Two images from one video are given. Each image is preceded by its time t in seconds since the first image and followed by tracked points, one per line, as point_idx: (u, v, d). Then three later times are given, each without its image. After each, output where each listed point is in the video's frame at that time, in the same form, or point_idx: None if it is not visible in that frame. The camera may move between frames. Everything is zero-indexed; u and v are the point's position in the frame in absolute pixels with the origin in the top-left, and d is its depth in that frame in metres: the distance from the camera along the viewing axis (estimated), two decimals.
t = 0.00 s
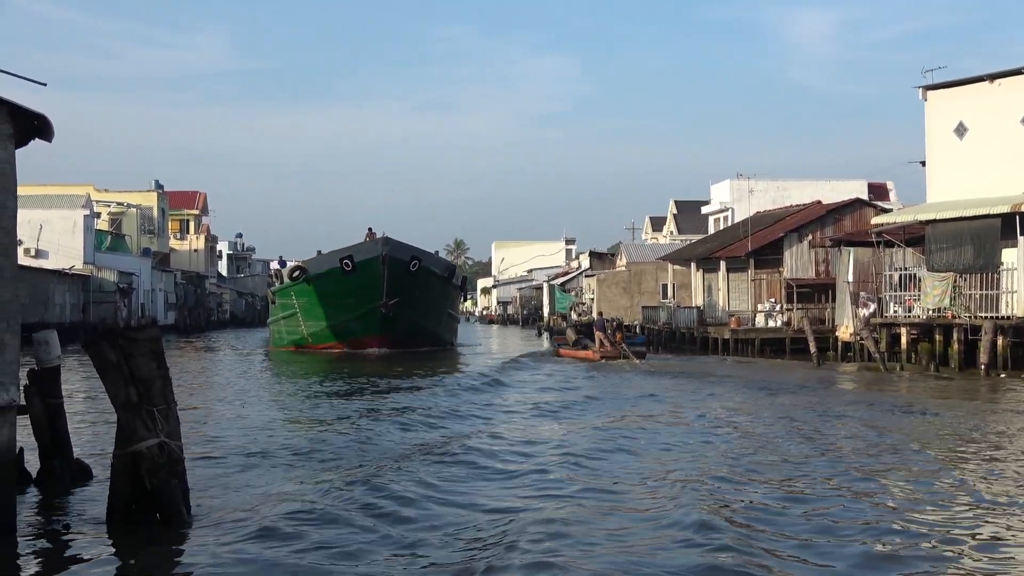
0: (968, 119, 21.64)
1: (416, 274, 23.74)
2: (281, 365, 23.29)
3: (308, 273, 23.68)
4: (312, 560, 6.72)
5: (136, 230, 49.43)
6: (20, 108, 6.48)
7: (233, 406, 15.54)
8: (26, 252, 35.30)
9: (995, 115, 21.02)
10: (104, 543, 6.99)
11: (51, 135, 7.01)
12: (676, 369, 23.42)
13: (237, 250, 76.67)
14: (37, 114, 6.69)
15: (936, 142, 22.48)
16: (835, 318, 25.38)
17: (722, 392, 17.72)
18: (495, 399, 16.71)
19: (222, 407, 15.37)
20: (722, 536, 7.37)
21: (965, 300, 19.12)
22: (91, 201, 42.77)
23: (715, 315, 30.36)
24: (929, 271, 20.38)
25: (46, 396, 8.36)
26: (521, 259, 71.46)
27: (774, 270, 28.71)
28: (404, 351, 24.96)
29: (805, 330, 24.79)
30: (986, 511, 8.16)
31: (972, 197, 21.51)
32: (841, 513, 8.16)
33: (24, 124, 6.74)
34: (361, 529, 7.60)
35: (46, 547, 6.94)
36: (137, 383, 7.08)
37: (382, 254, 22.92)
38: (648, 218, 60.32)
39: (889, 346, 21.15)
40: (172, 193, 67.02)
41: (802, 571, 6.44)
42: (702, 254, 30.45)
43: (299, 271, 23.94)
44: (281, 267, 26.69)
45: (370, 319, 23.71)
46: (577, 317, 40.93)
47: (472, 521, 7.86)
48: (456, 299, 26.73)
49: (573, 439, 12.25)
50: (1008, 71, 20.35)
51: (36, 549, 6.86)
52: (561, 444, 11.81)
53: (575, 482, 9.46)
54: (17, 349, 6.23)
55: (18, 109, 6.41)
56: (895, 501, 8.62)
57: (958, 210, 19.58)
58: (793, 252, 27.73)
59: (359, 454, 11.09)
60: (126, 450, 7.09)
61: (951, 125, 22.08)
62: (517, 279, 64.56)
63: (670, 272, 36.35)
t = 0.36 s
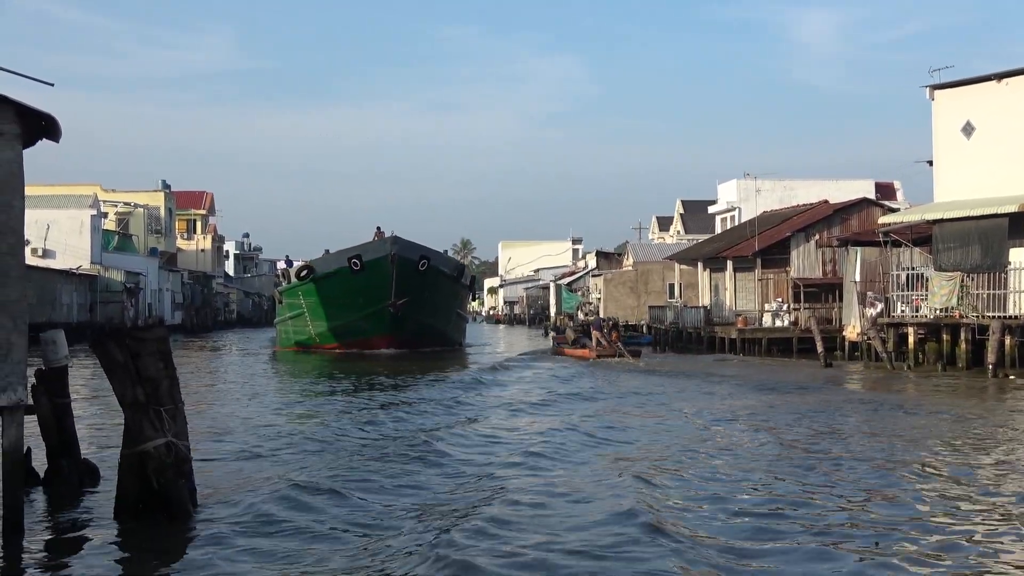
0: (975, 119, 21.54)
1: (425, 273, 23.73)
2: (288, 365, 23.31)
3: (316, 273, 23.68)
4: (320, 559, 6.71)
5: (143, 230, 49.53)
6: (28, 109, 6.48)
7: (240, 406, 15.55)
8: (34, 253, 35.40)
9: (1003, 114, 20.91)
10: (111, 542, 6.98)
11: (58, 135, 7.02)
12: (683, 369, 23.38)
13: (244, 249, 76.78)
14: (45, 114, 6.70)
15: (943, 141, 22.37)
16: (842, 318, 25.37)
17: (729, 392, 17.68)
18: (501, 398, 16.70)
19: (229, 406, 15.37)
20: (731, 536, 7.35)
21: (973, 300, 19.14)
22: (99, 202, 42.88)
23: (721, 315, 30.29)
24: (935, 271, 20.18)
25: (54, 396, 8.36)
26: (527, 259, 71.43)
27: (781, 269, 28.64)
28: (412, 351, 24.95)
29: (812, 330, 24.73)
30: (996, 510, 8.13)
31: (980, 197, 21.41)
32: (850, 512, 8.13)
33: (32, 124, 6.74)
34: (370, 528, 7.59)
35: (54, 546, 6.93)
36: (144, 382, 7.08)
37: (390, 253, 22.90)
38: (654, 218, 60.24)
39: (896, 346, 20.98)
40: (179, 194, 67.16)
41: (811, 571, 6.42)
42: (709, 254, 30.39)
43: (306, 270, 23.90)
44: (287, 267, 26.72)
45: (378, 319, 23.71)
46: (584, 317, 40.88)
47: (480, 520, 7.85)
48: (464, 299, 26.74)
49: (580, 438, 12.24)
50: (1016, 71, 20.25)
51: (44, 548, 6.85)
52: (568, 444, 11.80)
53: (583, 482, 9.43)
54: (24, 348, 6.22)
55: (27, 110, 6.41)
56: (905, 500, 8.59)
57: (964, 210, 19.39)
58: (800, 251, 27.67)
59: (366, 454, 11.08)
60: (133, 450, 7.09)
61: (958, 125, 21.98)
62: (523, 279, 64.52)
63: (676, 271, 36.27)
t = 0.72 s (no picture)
0: (980, 119, 21.49)
1: (432, 273, 23.73)
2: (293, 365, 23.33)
3: (322, 272, 23.70)
4: (326, 558, 6.71)
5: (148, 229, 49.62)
6: (36, 109, 6.48)
7: (245, 405, 15.56)
8: (39, 252, 35.49)
9: (1009, 114, 20.85)
10: (116, 541, 6.98)
11: (64, 134, 7.02)
12: (688, 369, 23.35)
13: (249, 249, 76.88)
14: (51, 114, 6.69)
15: (949, 142, 22.32)
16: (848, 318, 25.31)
17: (734, 392, 17.66)
18: (506, 398, 16.70)
19: (234, 406, 15.38)
20: (737, 536, 7.33)
21: (979, 301, 19.09)
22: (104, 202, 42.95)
23: (726, 315, 30.27)
24: (941, 271, 20.27)
25: (59, 395, 8.37)
26: (532, 259, 71.40)
27: (786, 270, 28.60)
28: (419, 351, 24.94)
29: (817, 331, 24.71)
30: (1003, 511, 8.10)
31: (985, 197, 21.36)
32: (856, 513, 8.10)
33: (38, 124, 6.74)
34: (376, 528, 7.59)
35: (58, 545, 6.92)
36: (150, 382, 7.08)
37: (398, 253, 22.91)
38: (659, 218, 60.23)
39: (901, 346, 20.95)
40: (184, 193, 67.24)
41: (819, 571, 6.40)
42: (714, 254, 30.35)
43: (312, 270, 23.90)
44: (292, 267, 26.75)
45: (386, 319, 23.69)
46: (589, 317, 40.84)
47: (485, 520, 7.84)
48: (471, 300, 26.74)
49: (585, 438, 12.23)
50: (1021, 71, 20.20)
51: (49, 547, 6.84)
52: (573, 444, 11.79)
53: (589, 482, 9.42)
54: (30, 348, 6.21)
55: (33, 110, 6.42)
56: (911, 500, 8.56)
57: (970, 210, 19.45)
58: (805, 252, 27.67)
59: (372, 453, 11.08)
60: (139, 449, 7.10)
61: (963, 125, 21.93)
62: (528, 280, 64.52)
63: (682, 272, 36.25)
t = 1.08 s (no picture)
0: (985, 119, 21.44)
1: (439, 273, 23.71)
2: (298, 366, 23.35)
3: (328, 272, 23.71)
4: (333, 558, 6.70)
5: (153, 230, 49.69)
6: (41, 109, 6.48)
7: (250, 406, 15.57)
8: (44, 253, 35.58)
9: (1014, 114, 20.80)
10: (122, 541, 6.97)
11: (69, 134, 7.02)
12: (694, 369, 23.32)
13: (253, 249, 76.95)
14: (56, 114, 6.69)
15: (953, 142, 22.24)
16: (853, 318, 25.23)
17: (739, 392, 17.63)
18: (511, 398, 16.71)
19: (239, 407, 15.38)
20: (747, 536, 7.30)
21: (984, 300, 19.06)
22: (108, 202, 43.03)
23: (731, 315, 30.23)
24: (946, 271, 20.20)
25: (64, 396, 8.36)
26: (536, 259, 71.40)
27: (791, 269, 28.58)
28: (426, 352, 24.90)
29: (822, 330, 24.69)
30: (1013, 510, 8.08)
31: (990, 197, 21.30)
32: (865, 512, 8.08)
33: (43, 125, 6.74)
34: (384, 528, 7.57)
35: (64, 545, 6.90)
36: (154, 382, 7.07)
37: (405, 252, 22.89)
38: (663, 218, 60.18)
39: (907, 346, 20.81)
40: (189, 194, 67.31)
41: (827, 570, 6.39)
42: (719, 254, 30.31)
43: (318, 270, 23.85)
44: (297, 267, 26.77)
45: (393, 319, 23.65)
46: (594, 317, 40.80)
47: (493, 520, 7.82)
48: (477, 300, 26.73)
49: (591, 438, 12.21)
50: None
51: (54, 548, 6.83)
52: (580, 444, 11.77)
53: (596, 481, 9.40)
54: (35, 348, 6.21)
55: (38, 110, 6.41)
56: (920, 500, 8.53)
57: (976, 209, 19.37)
58: (810, 250, 27.52)
59: (378, 453, 11.07)
60: (144, 450, 7.08)
61: (967, 125, 21.86)
62: (532, 280, 64.50)
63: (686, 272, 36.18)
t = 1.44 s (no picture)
0: (990, 120, 21.38)
1: (445, 273, 23.67)
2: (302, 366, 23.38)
3: (334, 273, 23.70)
4: (339, 557, 6.73)
5: (157, 230, 49.80)
6: (45, 111, 6.49)
7: (254, 406, 15.62)
8: (49, 253, 35.67)
9: (1018, 115, 20.75)
10: (125, 539, 7.00)
11: (73, 135, 7.03)
12: (698, 370, 23.34)
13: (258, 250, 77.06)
14: (60, 115, 6.70)
15: (957, 143, 22.18)
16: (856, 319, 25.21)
17: (743, 393, 17.64)
18: (514, 399, 16.74)
19: (243, 407, 15.43)
20: (750, 536, 7.31)
21: (988, 301, 19.11)
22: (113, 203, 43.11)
23: (735, 316, 30.24)
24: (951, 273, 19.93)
25: (69, 397, 8.39)
26: (540, 260, 71.43)
27: (795, 270, 28.58)
28: (432, 353, 24.85)
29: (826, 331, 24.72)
30: (1016, 511, 8.09)
31: (995, 198, 21.25)
32: (868, 513, 8.10)
33: (47, 126, 6.75)
34: (388, 528, 7.60)
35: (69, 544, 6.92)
36: (158, 383, 7.10)
37: (412, 253, 22.81)
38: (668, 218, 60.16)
39: (910, 348, 20.96)
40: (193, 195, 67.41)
41: (831, 570, 6.40)
42: (723, 254, 30.29)
43: (323, 270, 23.72)
44: (301, 268, 26.83)
45: (400, 319, 23.60)
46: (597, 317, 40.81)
47: (496, 520, 7.84)
48: (483, 301, 26.72)
49: (594, 439, 12.23)
50: None
51: (58, 548, 6.85)
52: (583, 445, 11.79)
53: (599, 482, 9.41)
54: (39, 348, 6.23)
55: (43, 111, 6.42)
56: (922, 500, 8.54)
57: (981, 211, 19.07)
58: (813, 253, 27.66)
59: (382, 454, 11.10)
60: (147, 451, 7.07)
61: (972, 126, 21.81)
62: (536, 281, 64.52)
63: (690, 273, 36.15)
